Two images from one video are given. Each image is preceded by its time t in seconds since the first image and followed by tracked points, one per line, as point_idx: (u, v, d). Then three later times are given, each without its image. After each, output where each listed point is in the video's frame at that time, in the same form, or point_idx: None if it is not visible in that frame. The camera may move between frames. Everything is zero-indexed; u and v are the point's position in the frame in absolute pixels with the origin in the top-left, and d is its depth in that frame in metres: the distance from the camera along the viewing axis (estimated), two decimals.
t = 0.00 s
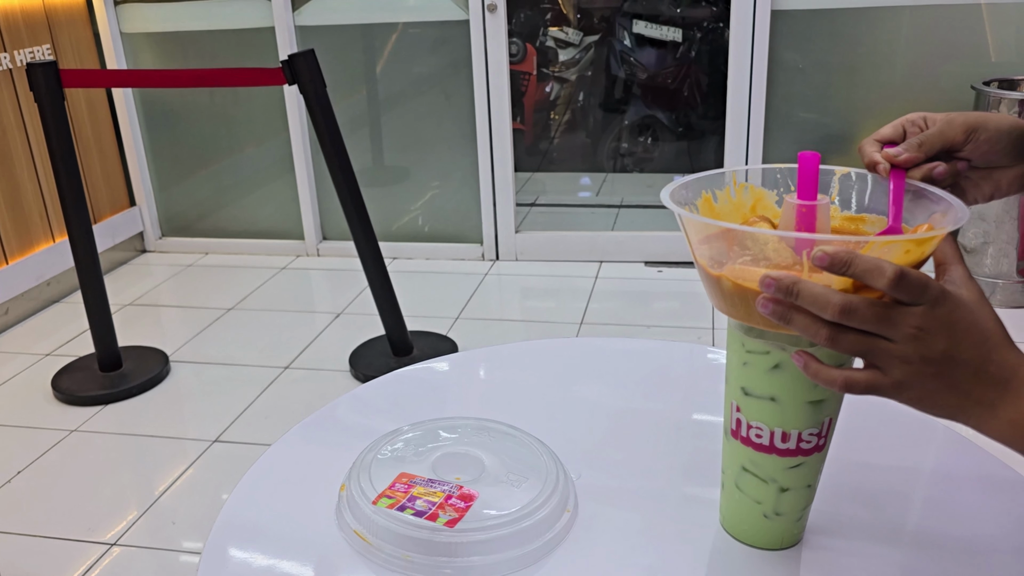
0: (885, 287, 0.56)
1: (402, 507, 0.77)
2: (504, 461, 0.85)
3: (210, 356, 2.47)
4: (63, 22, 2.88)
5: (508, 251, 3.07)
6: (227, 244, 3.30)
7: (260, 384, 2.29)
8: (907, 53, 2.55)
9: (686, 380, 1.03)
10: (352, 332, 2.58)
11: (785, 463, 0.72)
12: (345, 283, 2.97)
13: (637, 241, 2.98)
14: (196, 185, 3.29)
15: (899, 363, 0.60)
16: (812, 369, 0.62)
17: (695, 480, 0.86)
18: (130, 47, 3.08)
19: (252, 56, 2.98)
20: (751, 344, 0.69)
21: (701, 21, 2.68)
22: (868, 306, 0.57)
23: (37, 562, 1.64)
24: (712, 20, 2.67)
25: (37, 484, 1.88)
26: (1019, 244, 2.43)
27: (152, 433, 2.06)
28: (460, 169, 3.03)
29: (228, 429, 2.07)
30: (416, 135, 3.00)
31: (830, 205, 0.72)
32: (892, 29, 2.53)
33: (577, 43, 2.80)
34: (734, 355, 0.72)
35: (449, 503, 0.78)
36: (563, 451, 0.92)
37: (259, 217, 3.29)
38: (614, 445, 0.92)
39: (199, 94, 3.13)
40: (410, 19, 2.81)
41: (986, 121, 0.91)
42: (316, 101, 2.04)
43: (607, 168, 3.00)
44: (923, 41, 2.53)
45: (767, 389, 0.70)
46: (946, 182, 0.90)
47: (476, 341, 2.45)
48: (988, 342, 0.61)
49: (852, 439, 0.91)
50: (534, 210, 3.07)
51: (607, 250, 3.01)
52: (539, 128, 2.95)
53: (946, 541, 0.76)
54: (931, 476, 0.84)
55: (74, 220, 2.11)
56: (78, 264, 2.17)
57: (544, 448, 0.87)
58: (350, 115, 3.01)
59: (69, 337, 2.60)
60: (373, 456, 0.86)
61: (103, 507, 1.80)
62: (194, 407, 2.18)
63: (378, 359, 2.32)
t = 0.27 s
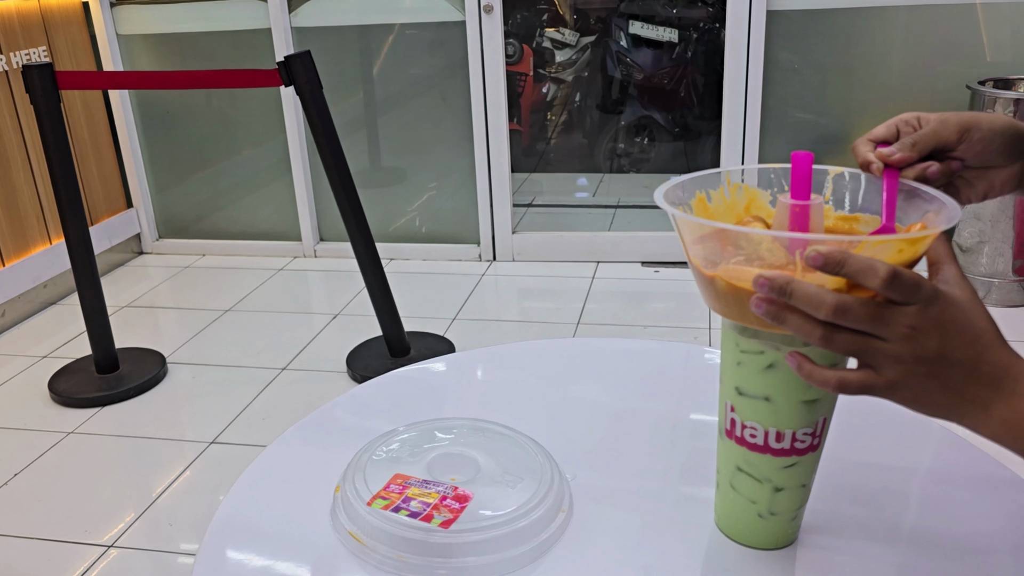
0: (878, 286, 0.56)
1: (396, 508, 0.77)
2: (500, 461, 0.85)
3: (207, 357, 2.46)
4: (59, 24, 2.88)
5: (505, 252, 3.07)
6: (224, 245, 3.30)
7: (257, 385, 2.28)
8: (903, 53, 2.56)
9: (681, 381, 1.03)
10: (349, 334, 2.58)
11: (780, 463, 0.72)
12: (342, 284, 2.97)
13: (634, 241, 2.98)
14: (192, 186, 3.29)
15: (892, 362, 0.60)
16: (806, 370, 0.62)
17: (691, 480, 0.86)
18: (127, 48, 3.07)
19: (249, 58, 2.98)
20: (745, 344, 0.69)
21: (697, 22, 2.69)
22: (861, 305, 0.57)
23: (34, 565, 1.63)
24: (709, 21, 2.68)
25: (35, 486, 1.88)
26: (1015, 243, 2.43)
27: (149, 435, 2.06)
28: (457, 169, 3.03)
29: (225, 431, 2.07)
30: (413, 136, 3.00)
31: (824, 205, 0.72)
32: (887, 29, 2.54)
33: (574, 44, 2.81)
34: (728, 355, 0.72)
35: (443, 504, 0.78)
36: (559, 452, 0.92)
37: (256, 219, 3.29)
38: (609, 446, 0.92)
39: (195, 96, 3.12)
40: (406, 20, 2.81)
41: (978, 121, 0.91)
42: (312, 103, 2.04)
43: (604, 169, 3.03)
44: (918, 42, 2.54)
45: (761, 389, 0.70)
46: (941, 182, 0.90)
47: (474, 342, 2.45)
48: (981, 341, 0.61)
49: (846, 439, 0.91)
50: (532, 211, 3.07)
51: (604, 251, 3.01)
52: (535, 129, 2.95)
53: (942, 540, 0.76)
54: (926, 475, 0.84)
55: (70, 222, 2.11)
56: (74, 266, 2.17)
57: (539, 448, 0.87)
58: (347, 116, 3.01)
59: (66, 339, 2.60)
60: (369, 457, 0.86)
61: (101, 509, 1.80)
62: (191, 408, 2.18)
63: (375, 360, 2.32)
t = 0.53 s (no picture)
0: (875, 287, 0.55)
1: (392, 510, 0.77)
2: (496, 462, 0.85)
3: (204, 358, 2.46)
4: (55, 25, 2.88)
5: (502, 252, 3.07)
6: (221, 246, 3.30)
7: (255, 386, 2.28)
8: (900, 52, 2.56)
9: (678, 381, 1.03)
10: (346, 334, 2.57)
11: (776, 463, 0.72)
12: (339, 284, 2.97)
13: (632, 241, 2.98)
14: (189, 187, 3.29)
15: (889, 362, 0.60)
16: (802, 371, 0.62)
17: (688, 480, 0.86)
18: (123, 49, 3.07)
19: (245, 58, 2.98)
20: (742, 344, 0.69)
21: (694, 22, 2.69)
22: (858, 305, 0.57)
23: (31, 567, 1.63)
24: (705, 20, 2.68)
25: (31, 488, 1.88)
26: (1012, 242, 2.43)
27: (146, 436, 2.06)
28: (454, 170, 3.02)
29: (223, 432, 2.06)
30: (410, 136, 3.00)
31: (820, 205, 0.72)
32: (884, 28, 2.54)
33: (571, 44, 2.80)
34: (725, 355, 0.72)
35: (440, 506, 0.78)
36: (556, 452, 0.91)
37: (253, 219, 3.28)
38: (606, 446, 0.92)
39: (192, 97, 3.12)
40: (403, 20, 2.81)
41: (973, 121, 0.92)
42: (309, 103, 2.03)
43: (601, 169, 3.03)
44: (915, 41, 2.54)
45: (758, 389, 0.69)
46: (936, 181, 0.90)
47: (471, 342, 2.45)
48: (978, 341, 0.60)
49: (844, 439, 0.91)
50: (529, 211, 3.07)
51: (601, 251, 3.00)
52: (533, 128, 2.95)
53: (940, 540, 0.76)
54: (924, 475, 0.84)
55: (66, 223, 2.10)
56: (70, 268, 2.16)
57: (536, 449, 0.87)
58: (344, 116, 3.00)
59: (63, 340, 2.59)
60: (365, 459, 0.86)
61: (97, 511, 1.79)
62: (188, 410, 2.17)
63: (372, 361, 2.32)
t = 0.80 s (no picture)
0: (874, 285, 0.55)
1: (389, 512, 0.77)
2: (493, 463, 0.85)
3: (201, 359, 2.45)
4: (50, 25, 2.87)
5: (500, 251, 3.06)
6: (218, 246, 3.29)
7: (252, 387, 2.27)
8: (897, 51, 2.55)
9: (676, 381, 1.03)
10: (343, 335, 2.57)
11: (775, 463, 0.71)
12: (337, 285, 2.96)
13: (629, 241, 2.97)
14: (186, 188, 3.28)
15: (888, 362, 0.59)
16: (801, 372, 0.62)
17: (687, 481, 0.85)
18: (118, 49, 3.06)
19: (241, 58, 2.97)
20: (740, 344, 0.68)
21: (691, 20, 2.69)
22: (857, 305, 0.57)
23: (27, 570, 1.62)
24: (702, 19, 2.67)
25: (27, 490, 1.87)
26: (1010, 241, 2.43)
27: (142, 437, 2.05)
28: (451, 170, 3.02)
29: (220, 433, 2.06)
30: (407, 136, 3.00)
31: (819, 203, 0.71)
32: (882, 27, 2.53)
33: (568, 43, 2.79)
34: (723, 355, 0.71)
35: (436, 507, 0.78)
36: (553, 453, 0.91)
37: (250, 219, 3.27)
38: (605, 446, 0.92)
39: (188, 97, 3.11)
40: (399, 19, 2.80)
41: (972, 119, 0.91)
42: (305, 103, 2.02)
43: (599, 168, 3.01)
44: (913, 39, 2.53)
45: (756, 390, 0.69)
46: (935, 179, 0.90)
47: (469, 342, 2.45)
48: (977, 341, 0.60)
49: (843, 439, 0.90)
50: (526, 210, 3.07)
51: (599, 250, 3.00)
52: (530, 128, 2.95)
53: (940, 540, 0.75)
54: (924, 475, 0.84)
55: (62, 224, 2.09)
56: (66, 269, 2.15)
57: (533, 450, 0.86)
58: (341, 116, 3.00)
59: (59, 341, 2.59)
60: (361, 460, 0.85)
61: (93, 512, 1.78)
62: (185, 410, 2.16)
63: (369, 362, 2.31)
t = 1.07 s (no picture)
0: (875, 285, 0.55)
1: (388, 513, 0.76)
2: (492, 464, 0.84)
3: (198, 359, 2.45)
4: (46, 24, 2.86)
5: (497, 251, 3.06)
6: (215, 246, 3.28)
7: (249, 386, 2.27)
8: (894, 49, 2.56)
9: (675, 380, 1.03)
10: (341, 334, 2.56)
11: (776, 464, 0.71)
12: (334, 284, 2.96)
13: (627, 240, 2.97)
14: (182, 187, 3.27)
15: (889, 362, 0.59)
16: (801, 373, 0.62)
17: (686, 481, 0.85)
18: (114, 48, 3.05)
19: (238, 57, 2.96)
20: (740, 344, 0.68)
21: (689, 19, 2.68)
22: (857, 305, 0.57)
23: (24, 571, 1.62)
24: (700, 18, 2.67)
25: (24, 490, 1.86)
26: (1008, 239, 2.44)
27: (139, 438, 2.04)
28: (448, 169, 3.01)
29: (217, 433, 2.05)
30: (404, 135, 2.99)
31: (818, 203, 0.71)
32: (879, 25, 2.54)
33: (566, 41, 2.79)
34: (723, 355, 0.71)
35: (436, 508, 0.77)
36: (552, 453, 0.91)
37: (247, 219, 3.27)
38: (604, 446, 0.91)
39: (184, 96, 3.10)
40: (396, 18, 2.80)
41: (969, 118, 0.91)
42: (302, 102, 2.02)
43: (596, 166, 2.99)
44: (910, 38, 2.54)
45: (756, 390, 0.69)
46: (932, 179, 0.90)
47: (467, 341, 2.45)
48: (978, 341, 0.60)
49: (842, 438, 0.90)
50: (524, 210, 3.06)
51: (597, 249, 3.00)
52: (527, 127, 2.94)
53: (940, 540, 0.75)
54: (923, 475, 0.84)
55: (58, 224, 2.09)
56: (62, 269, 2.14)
57: (532, 450, 0.86)
58: (338, 115, 2.99)
59: (55, 341, 2.58)
60: (360, 461, 0.85)
61: (90, 513, 1.78)
62: (182, 411, 2.16)
63: (367, 362, 2.31)
